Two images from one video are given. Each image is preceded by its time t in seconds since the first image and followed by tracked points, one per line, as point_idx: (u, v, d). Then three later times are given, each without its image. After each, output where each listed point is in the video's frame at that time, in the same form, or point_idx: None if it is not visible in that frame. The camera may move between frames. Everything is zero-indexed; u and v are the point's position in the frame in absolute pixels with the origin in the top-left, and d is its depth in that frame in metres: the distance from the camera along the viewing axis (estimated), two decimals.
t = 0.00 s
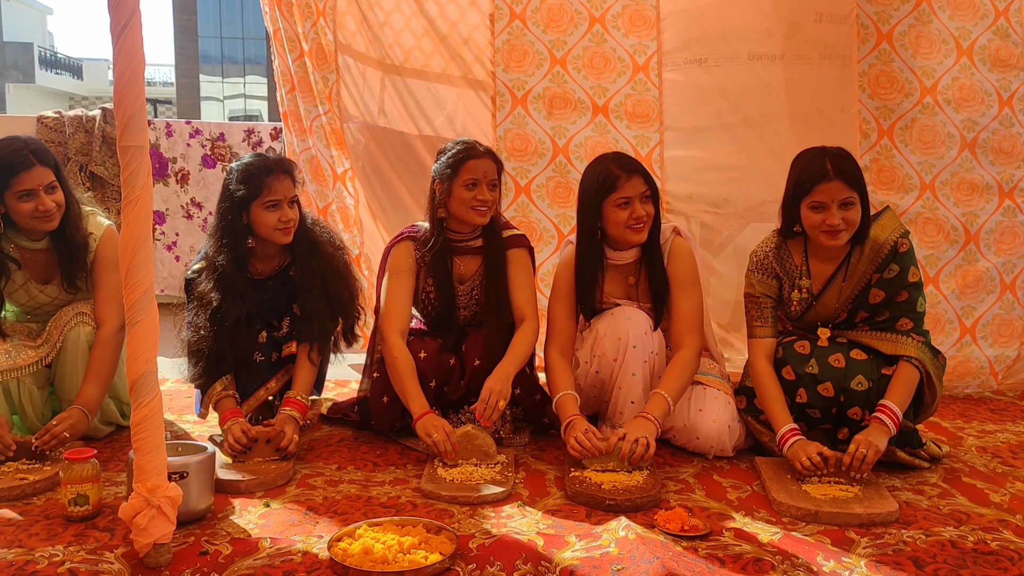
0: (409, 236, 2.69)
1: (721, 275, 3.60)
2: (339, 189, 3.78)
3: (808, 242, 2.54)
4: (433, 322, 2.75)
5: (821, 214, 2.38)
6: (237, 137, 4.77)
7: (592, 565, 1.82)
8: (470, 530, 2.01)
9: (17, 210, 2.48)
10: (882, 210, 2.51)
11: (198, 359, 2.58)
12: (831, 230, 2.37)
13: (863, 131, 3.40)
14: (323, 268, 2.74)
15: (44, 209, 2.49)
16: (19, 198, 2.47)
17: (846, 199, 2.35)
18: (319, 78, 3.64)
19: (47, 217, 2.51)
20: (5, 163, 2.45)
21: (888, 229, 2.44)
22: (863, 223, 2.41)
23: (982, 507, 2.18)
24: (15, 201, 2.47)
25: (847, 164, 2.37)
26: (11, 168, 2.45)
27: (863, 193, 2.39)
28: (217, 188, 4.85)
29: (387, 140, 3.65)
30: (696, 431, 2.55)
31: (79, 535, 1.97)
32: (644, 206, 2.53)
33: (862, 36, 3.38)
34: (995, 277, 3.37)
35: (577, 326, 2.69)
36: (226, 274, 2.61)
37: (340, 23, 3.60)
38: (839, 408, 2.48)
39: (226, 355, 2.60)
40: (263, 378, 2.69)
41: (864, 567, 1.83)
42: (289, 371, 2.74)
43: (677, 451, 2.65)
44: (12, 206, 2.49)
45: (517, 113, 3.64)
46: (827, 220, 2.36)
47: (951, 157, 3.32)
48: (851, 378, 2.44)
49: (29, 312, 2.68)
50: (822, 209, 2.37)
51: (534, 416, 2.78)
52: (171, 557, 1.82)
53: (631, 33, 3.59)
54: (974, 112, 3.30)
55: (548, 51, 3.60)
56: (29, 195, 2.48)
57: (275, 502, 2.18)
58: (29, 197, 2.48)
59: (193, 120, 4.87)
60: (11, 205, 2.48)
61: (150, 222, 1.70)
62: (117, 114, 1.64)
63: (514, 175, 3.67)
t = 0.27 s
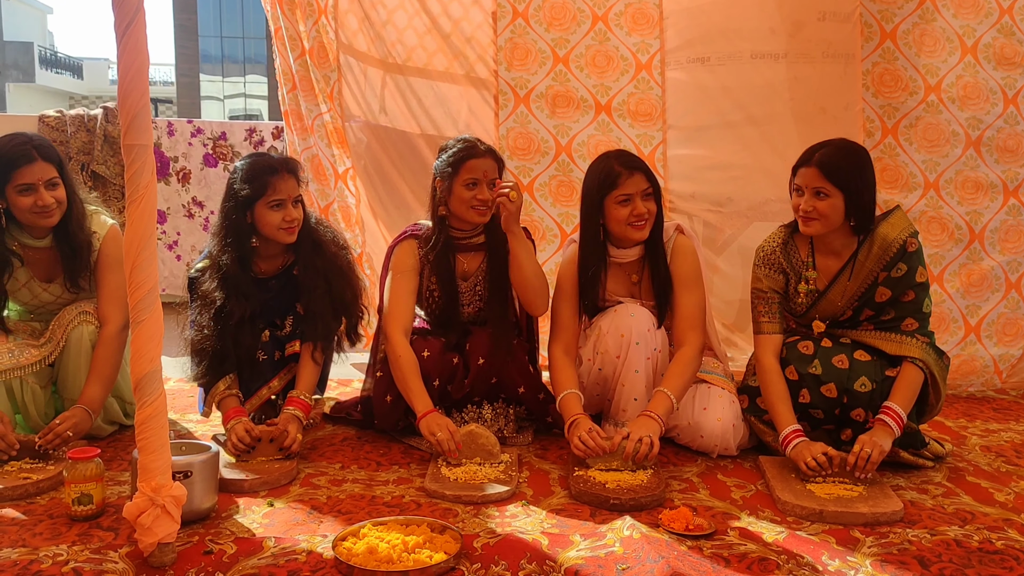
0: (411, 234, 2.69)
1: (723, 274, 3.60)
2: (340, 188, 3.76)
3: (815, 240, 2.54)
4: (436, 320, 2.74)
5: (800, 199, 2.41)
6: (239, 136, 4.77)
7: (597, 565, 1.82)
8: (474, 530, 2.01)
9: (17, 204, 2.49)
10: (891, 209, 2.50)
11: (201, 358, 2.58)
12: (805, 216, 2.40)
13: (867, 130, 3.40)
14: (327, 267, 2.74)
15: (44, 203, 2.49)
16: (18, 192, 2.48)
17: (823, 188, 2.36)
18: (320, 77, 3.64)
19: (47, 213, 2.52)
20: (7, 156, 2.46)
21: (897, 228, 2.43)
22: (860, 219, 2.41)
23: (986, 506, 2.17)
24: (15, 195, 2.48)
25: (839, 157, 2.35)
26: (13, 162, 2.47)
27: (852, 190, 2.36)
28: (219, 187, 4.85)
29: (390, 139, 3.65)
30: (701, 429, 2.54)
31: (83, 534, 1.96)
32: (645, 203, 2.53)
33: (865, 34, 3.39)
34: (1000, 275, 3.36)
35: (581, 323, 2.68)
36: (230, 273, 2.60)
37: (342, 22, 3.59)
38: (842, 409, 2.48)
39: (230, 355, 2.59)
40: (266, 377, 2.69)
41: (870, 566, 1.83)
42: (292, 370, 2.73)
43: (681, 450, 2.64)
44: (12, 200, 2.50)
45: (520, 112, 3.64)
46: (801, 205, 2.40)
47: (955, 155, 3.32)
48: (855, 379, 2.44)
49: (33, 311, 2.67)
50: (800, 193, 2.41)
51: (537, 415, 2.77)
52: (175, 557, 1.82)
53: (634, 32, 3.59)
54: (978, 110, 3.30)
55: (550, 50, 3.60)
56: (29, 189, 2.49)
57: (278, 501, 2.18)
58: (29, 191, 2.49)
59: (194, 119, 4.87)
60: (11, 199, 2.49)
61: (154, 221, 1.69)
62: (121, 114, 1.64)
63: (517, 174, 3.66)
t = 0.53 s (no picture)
0: (411, 233, 2.69)
1: (726, 273, 3.61)
2: (342, 188, 3.77)
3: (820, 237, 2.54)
4: (438, 318, 2.72)
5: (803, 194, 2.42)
6: (240, 136, 4.77)
7: (601, 564, 1.82)
8: (478, 529, 2.01)
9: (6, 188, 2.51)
10: (899, 208, 2.49)
11: (205, 358, 2.58)
12: (808, 212, 2.40)
13: (870, 129, 3.43)
14: (330, 267, 2.74)
15: (27, 188, 2.49)
16: (9, 175, 2.50)
17: (826, 185, 2.36)
18: (322, 76, 3.64)
19: (31, 199, 2.51)
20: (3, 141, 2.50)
21: (905, 228, 2.43)
22: (865, 217, 2.40)
23: (990, 506, 2.17)
24: (5, 178, 2.50)
25: (843, 155, 2.35)
26: (8, 147, 2.50)
27: (856, 189, 2.36)
28: (221, 186, 4.85)
29: (392, 138, 3.64)
30: (704, 428, 2.54)
31: (87, 534, 1.96)
32: (639, 202, 2.53)
33: (869, 33, 3.41)
34: (1004, 274, 3.36)
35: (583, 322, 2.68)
36: (234, 273, 2.60)
37: (343, 21, 3.57)
38: (847, 410, 2.48)
39: (234, 355, 2.60)
40: (270, 377, 2.69)
41: (874, 565, 1.83)
42: (295, 369, 2.73)
43: (684, 450, 2.64)
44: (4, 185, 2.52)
45: (522, 111, 3.64)
46: (804, 201, 2.40)
47: (960, 154, 3.32)
48: (861, 379, 2.44)
49: (37, 309, 2.68)
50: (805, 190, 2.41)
51: (540, 414, 2.77)
52: (179, 556, 1.81)
53: (636, 31, 3.59)
54: (983, 109, 3.30)
55: (553, 49, 3.60)
56: (18, 174, 2.51)
57: (282, 501, 2.18)
58: (17, 175, 2.50)
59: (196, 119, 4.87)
60: (3, 183, 2.51)
61: (159, 221, 1.69)
62: (125, 113, 1.63)
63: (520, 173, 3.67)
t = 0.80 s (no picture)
0: (412, 231, 2.68)
1: (727, 271, 3.61)
2: (344, 186, 3.73)
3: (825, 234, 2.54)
4: (440, 317, 2.72)
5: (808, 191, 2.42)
6: (242, 134, 4.76)
7: (604, 562, 1.82)
8: (481, 527, 2.00)
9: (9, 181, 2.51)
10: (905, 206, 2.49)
11: (207, 356, 2.58)
12: (811, 209, 2.40)
13: (873, 127, 3.43)
14: (332, 265, 2.74)
15: (27, 181, 2.48)
16: (14, 169, 2.51)
17: (830, 182, 2.36)
18: (323, 74, 3.62)
19: (32, 191, 2.50)
20: (13, 136, 2.52)
21: (910, 226, 2.42)
22: (869, 214, 2.40)
23: (993, 504, 2.17)
24: (10, 171, 2.51)
25: (848, 152, 2.35)
26: (15, 140, 2.51)
27: (861, 186, 2.36)
28: (222, 185, 4.84)
29: (393, 135, 3.64)
30: (706, 426, 2.54)
31: (89, 531, 1.96)
32: (639, 199, 2.52)
33: (871, 31, 3.41)
34: (1008, 272, 3.36)
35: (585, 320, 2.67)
36: (236, 271, 2.60)
37: (344, 20, 3.58)
38: (850, 409, 2.48)
39: (236, 353, 2.60)
40: (272, 374, 2.69)
41: (877, 563, 1.83)
42: (297, 367, 2.73)
43: (687, 448, 2.64)
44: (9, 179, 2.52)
45: (524, 108, 3.64)
46: (808, 197, 2.40)
47: (964, 151, 3.32)
48: (864, 380, 2.44)
49: (40, 305, 2.67)
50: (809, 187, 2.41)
51: (542, 412, 2.77)
52: (181, 553, 1.81)
53: (637, 28, 3.59)
54: (986, 106, 3.29)
55: (555, 46, 3.60)
56: (22, 168, 2.51)
57: (284, 498, 2.17)
58: (21, 169, 2.51)
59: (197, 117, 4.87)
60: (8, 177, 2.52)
61: (161, 217, 1.68)
62: (127, 110, 1.63)
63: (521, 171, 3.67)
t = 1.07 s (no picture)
0: (418, 231, 2.68)
1: (733, 271, 3.61)
2: (350, 185, 3.73)
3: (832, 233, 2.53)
4: (445, 317, 2.73)
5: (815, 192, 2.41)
6: (247, 134, 4.77)
7: (611, 561, 1.82)
8: (487, 526, 2.01)
9: (26, 184, 2.51)
10: (911, 206, 2.49)
11: (214, 354, 2.59)
12: (819, 210, 2.39)
13: (881, 126, 3.41)
14: (338, 263, 2.73)
15: (50, 184, 2.50)
16: (29, 172, 2.50)
17: (837, 182, 2.35)
18: (329, 73, 3.61)
19: (52, 194, 2.52)
20: (24, 137, 2.51)
21: (916, 226, 2.42)
22: (877, 213, 2.40)
23: (1000, 504, 2.17)
24: (25, 173, 2.50)
25: (854, 152, 2.34)
26: (28, 141, 2.50)
27: (868, 186, 2.35)
28: (228, 184, 4.85)
29: (398, 133, 3.64)
30: (712, 426, 2.54)
31: (97, 530, 1.96)
32: (646, 198, 2.52)
33: (878, 30, 3.40)
34: (1015, 272, 3.35)
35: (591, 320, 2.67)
36: (243, 270, 2.60)
37: (350, 19, 3.59)
38: (857, 408, 2.48)
39: (244, 352, 2.61)
40: (280, 373, 2.71)
41: (884, 563, 1.83)
42: (303, 367, 2.75)
43: (693, 448, 2.64)
44: (22, 180, 2.51)
45: (529, 107, 3.64)
46: (815, 198, 2.40)
47: (972, 150, 3.32)
48: (871, 378, 2.44)
49: (46, 304, 2.67)
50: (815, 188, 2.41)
51: (548, 412, 2.78)
52: (189, 552, 1.82)
53: (643, 27, 3.58)
54: (994, 105, 3.29)
55: (560, 45, 3.60)
56: (40, 170, 2.51)
57: (291, 498, 2.18)
58: (40, 172, 2.50)
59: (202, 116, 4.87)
60: (22, 179, 2.51)
61: (169, 217, 1.69)
62: (135, 110, 1.63)
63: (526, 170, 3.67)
